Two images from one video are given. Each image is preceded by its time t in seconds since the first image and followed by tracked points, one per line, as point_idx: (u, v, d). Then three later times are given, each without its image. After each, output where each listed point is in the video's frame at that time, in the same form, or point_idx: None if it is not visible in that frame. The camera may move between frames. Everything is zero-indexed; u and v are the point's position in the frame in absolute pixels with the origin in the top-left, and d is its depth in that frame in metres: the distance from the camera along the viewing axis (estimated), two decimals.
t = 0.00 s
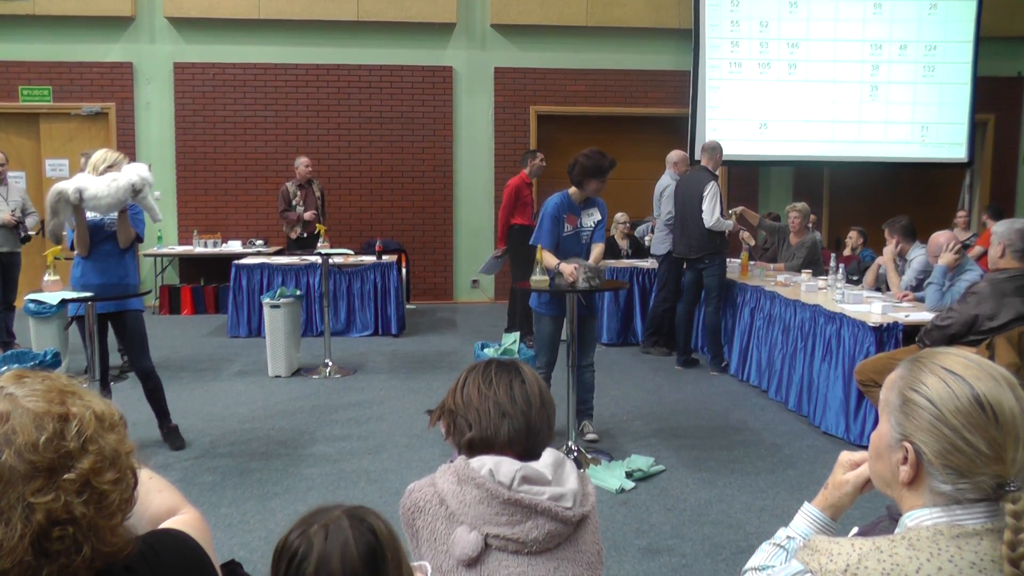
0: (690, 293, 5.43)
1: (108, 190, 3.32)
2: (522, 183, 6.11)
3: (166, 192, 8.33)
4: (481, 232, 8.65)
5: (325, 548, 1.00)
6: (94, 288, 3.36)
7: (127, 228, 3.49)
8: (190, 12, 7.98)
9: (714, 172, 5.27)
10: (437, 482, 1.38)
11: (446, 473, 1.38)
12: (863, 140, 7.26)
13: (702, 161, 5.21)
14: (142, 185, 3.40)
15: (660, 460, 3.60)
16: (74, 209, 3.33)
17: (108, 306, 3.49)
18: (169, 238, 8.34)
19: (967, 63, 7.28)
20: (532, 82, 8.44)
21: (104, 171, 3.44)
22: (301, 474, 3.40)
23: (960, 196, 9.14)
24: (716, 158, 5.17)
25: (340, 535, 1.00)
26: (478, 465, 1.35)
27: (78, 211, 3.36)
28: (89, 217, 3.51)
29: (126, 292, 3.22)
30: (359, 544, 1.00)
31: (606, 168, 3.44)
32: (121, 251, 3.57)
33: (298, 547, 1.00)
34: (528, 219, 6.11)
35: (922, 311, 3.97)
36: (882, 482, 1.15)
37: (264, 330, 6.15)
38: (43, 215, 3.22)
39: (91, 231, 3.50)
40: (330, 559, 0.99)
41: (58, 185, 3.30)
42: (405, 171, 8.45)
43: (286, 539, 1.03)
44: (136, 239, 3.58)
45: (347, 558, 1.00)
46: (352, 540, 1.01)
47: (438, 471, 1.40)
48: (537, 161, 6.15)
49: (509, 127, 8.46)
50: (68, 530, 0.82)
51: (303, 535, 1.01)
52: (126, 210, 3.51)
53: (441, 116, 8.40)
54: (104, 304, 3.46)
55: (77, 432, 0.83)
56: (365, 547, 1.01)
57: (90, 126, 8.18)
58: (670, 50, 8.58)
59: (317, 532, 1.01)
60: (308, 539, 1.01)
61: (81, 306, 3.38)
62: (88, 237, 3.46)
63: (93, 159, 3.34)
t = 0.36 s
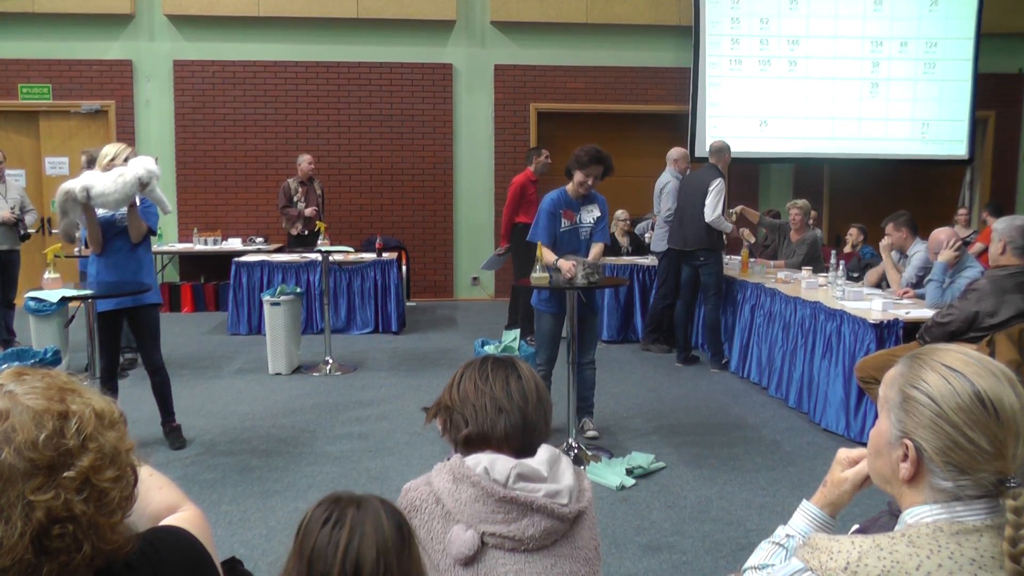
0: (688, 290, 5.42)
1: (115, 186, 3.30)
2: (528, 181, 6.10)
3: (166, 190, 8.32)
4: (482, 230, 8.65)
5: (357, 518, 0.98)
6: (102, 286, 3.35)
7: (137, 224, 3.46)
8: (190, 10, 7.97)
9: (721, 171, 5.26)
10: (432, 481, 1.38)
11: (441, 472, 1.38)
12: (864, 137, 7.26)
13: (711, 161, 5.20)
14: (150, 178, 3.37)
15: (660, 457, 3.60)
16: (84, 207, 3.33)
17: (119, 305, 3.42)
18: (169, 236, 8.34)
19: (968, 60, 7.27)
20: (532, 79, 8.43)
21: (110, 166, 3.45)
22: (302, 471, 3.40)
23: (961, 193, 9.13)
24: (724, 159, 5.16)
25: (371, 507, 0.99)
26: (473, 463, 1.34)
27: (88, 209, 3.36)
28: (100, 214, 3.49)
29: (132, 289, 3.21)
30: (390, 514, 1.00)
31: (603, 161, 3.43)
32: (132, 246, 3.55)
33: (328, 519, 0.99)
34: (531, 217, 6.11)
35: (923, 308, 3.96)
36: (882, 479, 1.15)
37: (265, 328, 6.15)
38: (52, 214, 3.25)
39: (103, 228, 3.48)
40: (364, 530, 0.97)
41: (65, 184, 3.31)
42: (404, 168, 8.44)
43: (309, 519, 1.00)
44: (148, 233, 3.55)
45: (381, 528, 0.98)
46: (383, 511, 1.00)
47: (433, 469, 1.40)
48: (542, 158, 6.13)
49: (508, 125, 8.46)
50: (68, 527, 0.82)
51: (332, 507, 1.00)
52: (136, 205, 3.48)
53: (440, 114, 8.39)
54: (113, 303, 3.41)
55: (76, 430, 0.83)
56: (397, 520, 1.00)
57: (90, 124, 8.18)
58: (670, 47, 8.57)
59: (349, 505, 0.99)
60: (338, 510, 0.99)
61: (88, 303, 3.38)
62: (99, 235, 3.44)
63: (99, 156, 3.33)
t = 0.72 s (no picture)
0: (684, 287, 5.42)
1: (121, 183, 3.28)
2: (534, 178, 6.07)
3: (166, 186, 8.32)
4: (482, 226, 8.64)
5: (382, 512, 0.98)
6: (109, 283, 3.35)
7: (147, 220, 3.46)
8: (190, 6, 7.96)
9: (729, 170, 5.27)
10: (432, 478, 1.38)
11: (441, 469, 1.38)
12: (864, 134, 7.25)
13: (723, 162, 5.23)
14: (155, 173, 3.35)
15: (661, 454, 3.60)
16: (92, 205, 3.32)
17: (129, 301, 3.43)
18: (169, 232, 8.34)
19: (969, 56, 7.26)
20: (532, 76, 8.42)
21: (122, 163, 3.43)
22: (302, 468, 3.40)
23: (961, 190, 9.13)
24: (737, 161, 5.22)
25: (395, 505, 0.99)
26: (472, 460, 1.34)
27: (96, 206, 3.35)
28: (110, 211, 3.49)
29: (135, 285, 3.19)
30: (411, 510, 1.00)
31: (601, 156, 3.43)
32: (142, 243, 3.54)
33: (351, 516, 0.97)
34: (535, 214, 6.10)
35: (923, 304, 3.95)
36: (882, 476, 1.15)
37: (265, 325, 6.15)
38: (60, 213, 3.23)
39: (113, 225, 3.48)
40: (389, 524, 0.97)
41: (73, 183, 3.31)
42: (404, 165, 8.43)
43: (330, 514, 0.99)
44: (158, 229, 3.53)
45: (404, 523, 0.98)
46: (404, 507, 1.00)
47: (433, 467, 1.40)
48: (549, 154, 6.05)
49: (509, 121, 8.45)
50: (69, 524, 0.82)
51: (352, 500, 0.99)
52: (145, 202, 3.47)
53: (440, 111, 8.39)
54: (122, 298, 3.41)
55: (77, 426, 0.83)
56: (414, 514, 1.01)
57: (90, 121, 8.17)
58: (671, 43, 8.56)
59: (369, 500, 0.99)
60: (360, 504, 0.98)
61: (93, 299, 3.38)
62: (110, 232, 3.44)
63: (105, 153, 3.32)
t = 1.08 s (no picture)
0: (693, 284, 5.42)
1: (118, 179, 3.27)
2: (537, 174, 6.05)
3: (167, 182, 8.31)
4: (482, 223, 8.64)
5: (373, 545, 0.94)
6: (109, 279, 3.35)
7: (147, 216, 3.45)
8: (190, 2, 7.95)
9: (721, 161, 5.25)
10: (434, 475, 1.38)
11: (442, 466, 1.38)
12: (865, 131, 7.24)
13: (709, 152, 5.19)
14: (153, 170, 3.33)
15: (661, 451, 3.60)
16: (93, 202, 3.32)
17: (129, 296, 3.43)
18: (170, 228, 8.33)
19: (969, 53, 7.25)
20: (533, 72, 8.41)
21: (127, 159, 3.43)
22: (302, 464, 3.40)
23: (962, 187, 9.12)
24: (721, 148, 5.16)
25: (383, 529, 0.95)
26: (473, 457, 1.34)
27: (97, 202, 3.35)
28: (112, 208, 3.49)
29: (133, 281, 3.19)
30: (404, 534, 0.96)
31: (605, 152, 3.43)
32: (144, 239, 3.53)
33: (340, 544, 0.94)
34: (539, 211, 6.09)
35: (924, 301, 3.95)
36: (884, 474, 1.15)
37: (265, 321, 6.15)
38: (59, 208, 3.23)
39: (115, 221, 3.48)
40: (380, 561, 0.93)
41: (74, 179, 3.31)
42: (405, 161, 8.43)
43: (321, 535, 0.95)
44: (160, 225, 3.52)
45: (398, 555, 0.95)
46: (397, 531, 0.96)
47: (434, 463, 1.40)
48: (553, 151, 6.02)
49: (509, 118, 8.44)
50: (71, 519, 0.81)
51: (342, 530, 0.95)
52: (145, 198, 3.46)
53: (441, 107, 8.38)
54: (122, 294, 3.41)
55: (78, 421, 0.83)
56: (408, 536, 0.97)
57: (91, 116, 8.16)
58: (672, 40, 8.55)
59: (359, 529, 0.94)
60: (350, 534, 0.94)
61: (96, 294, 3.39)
62: (112, 228, 3.44)
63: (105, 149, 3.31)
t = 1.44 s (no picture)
0: (701, 282, 5.40)
1: (111, 175, 3.26)
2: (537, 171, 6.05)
3: (167, 177, 8.31)
4: (483, 220, 8.63)
5: (353, 542, 0.95)
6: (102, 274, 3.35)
7: (139, 212, 3.44)
8: None
9: (722, 159, 5.26)
10: (435, 471, 1.38)
11: (443, 462, 1.38)
12: (866, 129, 7.23)
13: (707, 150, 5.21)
14: (146, 166, 3.33)
15: (661, 448, 3.60)
16: (85, 195, 3.32)
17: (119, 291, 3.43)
18: (171, 224, 8.33)
19: (972, 51, 7.23)
20: (534, 69, 8.40)
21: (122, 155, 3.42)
22: (302, 460, 3.40)
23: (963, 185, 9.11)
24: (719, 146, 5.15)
25: (366, 523, 0.96)
26: (474, 453, 1.34)
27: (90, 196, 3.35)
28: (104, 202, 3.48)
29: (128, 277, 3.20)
30: (389, 533, 0.96)
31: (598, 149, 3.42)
32: (135, 235, 3.53)
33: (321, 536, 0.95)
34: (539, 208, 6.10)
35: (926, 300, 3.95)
36: (885, 471, 1.15)
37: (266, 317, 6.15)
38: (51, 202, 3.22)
39: (106, 215, 3.48)
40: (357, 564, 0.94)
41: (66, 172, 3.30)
42: (405, 158, 8.42)
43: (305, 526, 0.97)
44: (151, 221, 3.52)
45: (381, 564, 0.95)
46: (381, 529, 0.96)
47: (435, 459, 1.40)
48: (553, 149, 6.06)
49: (510, 115, 8.43)
50: (72, 514, 0.81)
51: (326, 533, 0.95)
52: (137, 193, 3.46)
53: (442, 104, 8.37)
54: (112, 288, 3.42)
55: (80, 416, 0.83)
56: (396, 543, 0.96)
57: (92, 112, 8.15)
58: (673, 37, 8.54)
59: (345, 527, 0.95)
60: (331, 527, 0.95)
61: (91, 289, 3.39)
62: (103, 222, 3.44)
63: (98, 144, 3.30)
